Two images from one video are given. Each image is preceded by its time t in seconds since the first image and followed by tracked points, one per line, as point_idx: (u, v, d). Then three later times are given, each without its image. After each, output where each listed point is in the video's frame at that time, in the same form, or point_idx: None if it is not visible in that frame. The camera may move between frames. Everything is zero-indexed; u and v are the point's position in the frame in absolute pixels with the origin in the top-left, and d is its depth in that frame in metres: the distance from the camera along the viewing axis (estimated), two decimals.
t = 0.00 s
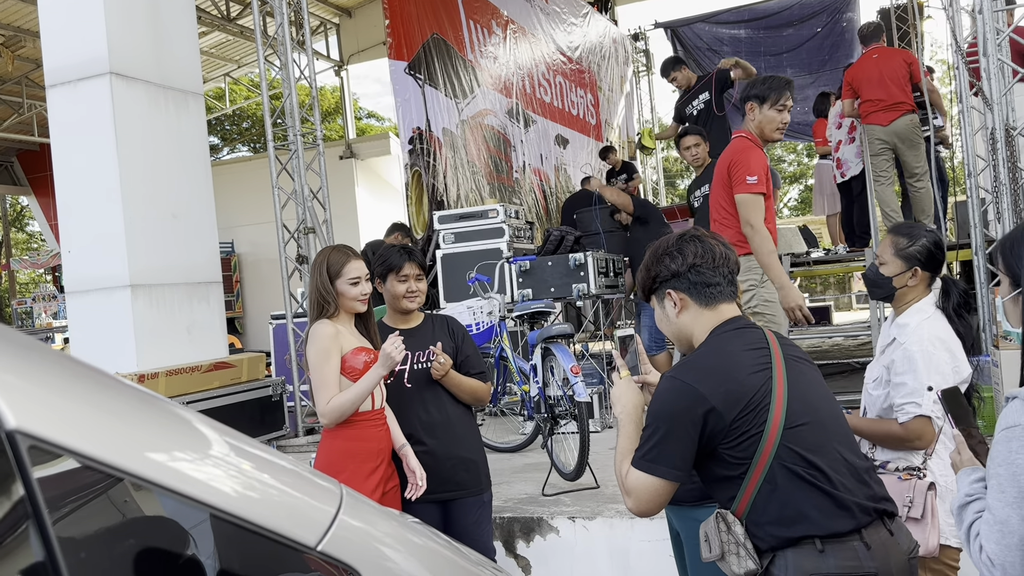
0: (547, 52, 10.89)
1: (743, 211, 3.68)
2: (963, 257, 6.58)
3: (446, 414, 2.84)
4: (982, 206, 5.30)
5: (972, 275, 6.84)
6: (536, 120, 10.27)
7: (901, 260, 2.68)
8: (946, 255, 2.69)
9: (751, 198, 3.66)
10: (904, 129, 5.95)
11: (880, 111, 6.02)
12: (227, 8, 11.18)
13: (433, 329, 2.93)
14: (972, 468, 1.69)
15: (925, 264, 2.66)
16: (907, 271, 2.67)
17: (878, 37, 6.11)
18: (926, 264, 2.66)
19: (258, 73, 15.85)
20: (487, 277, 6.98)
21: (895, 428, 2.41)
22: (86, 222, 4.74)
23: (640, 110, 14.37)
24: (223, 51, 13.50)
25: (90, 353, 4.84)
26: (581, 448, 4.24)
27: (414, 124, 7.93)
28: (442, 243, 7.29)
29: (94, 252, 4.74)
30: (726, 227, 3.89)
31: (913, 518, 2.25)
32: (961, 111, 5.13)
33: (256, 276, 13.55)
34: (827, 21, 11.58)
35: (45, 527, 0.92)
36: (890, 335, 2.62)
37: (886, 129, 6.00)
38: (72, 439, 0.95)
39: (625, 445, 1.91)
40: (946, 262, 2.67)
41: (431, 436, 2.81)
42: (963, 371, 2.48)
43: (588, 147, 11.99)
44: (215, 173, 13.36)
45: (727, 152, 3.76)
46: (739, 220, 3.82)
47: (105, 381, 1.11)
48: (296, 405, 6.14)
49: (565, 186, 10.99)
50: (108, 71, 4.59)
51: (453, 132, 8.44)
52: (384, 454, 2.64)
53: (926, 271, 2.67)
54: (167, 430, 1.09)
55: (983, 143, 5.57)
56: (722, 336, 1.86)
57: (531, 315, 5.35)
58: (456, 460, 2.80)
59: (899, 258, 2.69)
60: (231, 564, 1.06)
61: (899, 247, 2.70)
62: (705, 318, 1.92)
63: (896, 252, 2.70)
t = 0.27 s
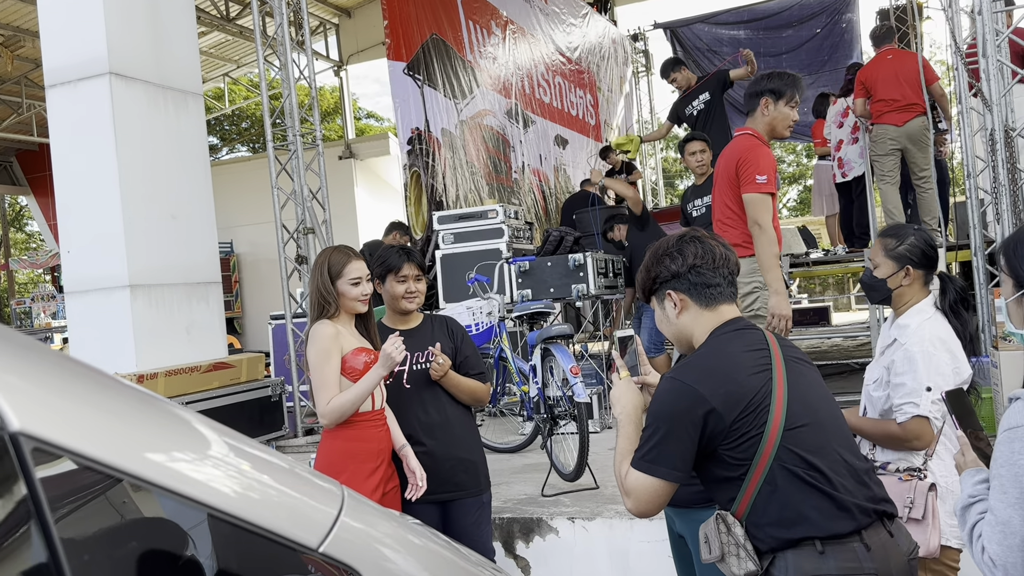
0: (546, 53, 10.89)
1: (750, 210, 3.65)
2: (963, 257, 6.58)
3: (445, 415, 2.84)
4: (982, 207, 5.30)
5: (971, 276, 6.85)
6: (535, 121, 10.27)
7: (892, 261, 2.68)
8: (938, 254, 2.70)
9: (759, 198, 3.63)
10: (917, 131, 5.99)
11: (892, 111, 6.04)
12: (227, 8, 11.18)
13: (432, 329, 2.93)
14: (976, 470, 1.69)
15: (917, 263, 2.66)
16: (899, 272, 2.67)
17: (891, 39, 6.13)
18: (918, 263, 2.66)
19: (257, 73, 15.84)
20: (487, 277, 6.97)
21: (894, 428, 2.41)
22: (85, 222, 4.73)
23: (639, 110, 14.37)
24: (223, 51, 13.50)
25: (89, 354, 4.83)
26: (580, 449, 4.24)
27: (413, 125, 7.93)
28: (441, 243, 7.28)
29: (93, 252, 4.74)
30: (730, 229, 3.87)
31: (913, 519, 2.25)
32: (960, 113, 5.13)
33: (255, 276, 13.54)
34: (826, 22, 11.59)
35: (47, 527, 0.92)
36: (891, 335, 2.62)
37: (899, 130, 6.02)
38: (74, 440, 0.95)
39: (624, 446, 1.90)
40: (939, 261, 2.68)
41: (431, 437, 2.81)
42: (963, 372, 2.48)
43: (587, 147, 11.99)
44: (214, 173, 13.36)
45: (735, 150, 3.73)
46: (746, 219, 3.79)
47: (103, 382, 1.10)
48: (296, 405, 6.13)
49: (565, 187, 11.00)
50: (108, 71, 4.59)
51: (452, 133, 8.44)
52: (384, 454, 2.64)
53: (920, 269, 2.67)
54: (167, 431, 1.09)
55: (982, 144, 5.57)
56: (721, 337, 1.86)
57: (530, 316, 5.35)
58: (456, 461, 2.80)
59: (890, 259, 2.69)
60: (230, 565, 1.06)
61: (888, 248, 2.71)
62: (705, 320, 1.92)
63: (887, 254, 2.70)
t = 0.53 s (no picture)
0: (546, 54, 10.90)
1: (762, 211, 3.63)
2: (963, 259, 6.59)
3: (445, 416, 2.84)
4: (982, 209, 5.31)
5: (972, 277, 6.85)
6: (535, 122, 10.27)
7: (878, 275, 2.69)
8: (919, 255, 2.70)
9: (770, 198, 3.63)
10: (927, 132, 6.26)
11: (905, 113, 6.31)
12: (227, 9, 11.18)
13: (433, 330, 2.92)
14: (980, 472, 1.69)
15: (901, 269, 2.66)
16: (889, 283, 2.68)
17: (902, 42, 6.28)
18: (903, 268, 2.66)
19: (257, 74, 15.84)
20: (487, 279, 6.98)
21: (897, 432, 2.41)
22: (86, 222, 4.73)
23: (640, 111, 14.38)
24: (223, 52, 13.51)
25: (89, 354, 4.83)
26: (581, 450, 4.24)
27: (413, 126, 7.92)
28: (442, 244, 7.28)
29: (94, 253, 4.74)
30: (737, 232, 3.84)
31: (911, 521, 2.26)
32: (961, 115, 5.13)
33: (255, 276, 13.54)
34: (827, 23, 11.59)
35: (51, 528, 0.91)
36: (895, 338, 2.61)
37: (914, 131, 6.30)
38: (77, 443, 0.95)
39: (625, 448, 1.90)
40: (921, 259, 2.68)
41: (431, 438, 2.81)
42: (967, 375, 2.47)
43: (587, 148, 12.00)
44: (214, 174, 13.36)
45: (744, 152, 3.72)
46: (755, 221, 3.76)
47: (104, 384, 1.10)
48: (296, 406, 6.13)
49: (565, 188, 11.00)
50: (109, 72, 4.59)
51: (452, 134, 8.44)
52: (385, 456, 2.63)
53: (909, 273, 2.66)
54: (168, 432, 1.09)
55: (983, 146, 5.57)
56: (722, 339, 1.86)
57: (530, 317, 5.35)
58: (456, 462, 2.80)
59: (874, 274, 2.71)
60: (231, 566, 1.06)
61: (868, 266, 2.73)
62: (706, 322, 1.91)
63: (869, 271, 2.72)
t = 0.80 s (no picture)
0: (547, 56, 10.90)
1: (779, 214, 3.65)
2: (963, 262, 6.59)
3: (446, 418, 2.84)
4: (983, 212, 5.30)
5: (972, 280, 6.85)
6: (535, 124, 10.28)
7: (873, 282, 2.68)
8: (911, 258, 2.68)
9: (787, 201, 3.65)
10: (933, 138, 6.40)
11: (913, 118, 6.42)
12: (228, 10, 11.18)
13: (434, 332, 2.92)
14: (982, 475, 1.69)
15: (895, 275, 2.65)
16: (885, 289, 2.67)
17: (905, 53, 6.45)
18: (899, 272, 2.65)
19: (258, 75, 15.85)
20: (487, 280, 6.98)
21: (898, 435, 2.41)
22: (86, 223, 4.73)
23: (640, 114, 14.39)
24: (224, 53, 13.52)
25: (90, 355, 4.83)
26: (580, 452, 4.24)
27: (414, 128, 7.92)
28: (442, 246, 7.29)
29: (94, 253, 4.74)
30: (745, 235, 3.84)
31: (913, 524, 2.25)
32: (961, 118, 5.13)
33: (256, 278, 13.54)
34: (828, 26, 11.60)
35: (52, 528, 0.91)
36: (894, 341, 2.61)
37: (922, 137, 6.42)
38: (79, 443, 0.95)
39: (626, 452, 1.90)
40: (912, 263, 2.66)
41: (432, 440, 2.80)
42: (966, 378, 2.48)
43: (588, 150, 12.01)
44: (214, 175, 13.37)
45: (758, 155, 3.72)
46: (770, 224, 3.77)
47: (104, 384, 1.10)
48: (295, 407, 6.14)
49: (565, 190, 11.02)
50: (109, 73, 4.59)
51: (452, 136, 8.44)
52: (385, 457, 2.63)
53: (903, 278, 2.65)
54: (168, 433, 1.08)
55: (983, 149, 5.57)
56: (723, 342, 1.86)
57: (530, 319, 5.35)
58: (457, 464, 2.80)
59: (869, 282, 2.69)
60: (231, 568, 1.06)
61: (862, 274, 2.70)
62: (707, 325, 1.91)
63: (864, 279, 2.70)
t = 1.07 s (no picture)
0: (547, 58, 10.91)
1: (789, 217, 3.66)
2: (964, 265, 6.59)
3: (448, 419, 2.84)
4: (984, 214, 5.29)
5: (972, 283, 6.86)
6: (535, 127, 10.28)
7: (874, 286, 2.68)
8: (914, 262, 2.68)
9: (796, 203, 3.66)
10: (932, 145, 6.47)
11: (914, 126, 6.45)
12: (229, 12, 11.19)
13: (435, 333, 2.92)
14: (984, 478, 1.69)
15: (899, 279, 2.65)
16: (886, 292, 2.67)
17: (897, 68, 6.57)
18: (900, 275, 2.65)
19: (259, 77, 15.86)
20: (487, 282, 6.99)
21: (901, 439, 2.40)
22: (88, 225, 4.74)
23: (641, 116, 14.40)
24: (225, 54, 13.54)
25: (90, 356, 4.83)
26: (580, 455, 4.24)
27: (415, 130, 7.91)
28: (442, 248, 7.29)
29: (95, 254, 4.74)
30: (753, 238, 3.83)
31: (914, 527, 2.25)
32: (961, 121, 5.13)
33: (256, 279, 13.55)
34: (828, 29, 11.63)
35: (55, 525, 0.91)
36: (894, 344, 2.62)
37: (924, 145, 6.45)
38: (80, 442, 0.94)
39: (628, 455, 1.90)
40: (914, 267, 2.67)
41: (433, 442, 2.80)
42: (967, 380, 2.48)
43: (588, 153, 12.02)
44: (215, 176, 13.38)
45: (766, 158, 3.73)
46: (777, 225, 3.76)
47: (106, 384, 1.10)
48: (295, 409, 6.13)
49: (565, 192, 11.03)
50: (111, 74, 4.59)
51: (452, 138, 8.44)
52: (385, 459, 2.63)
53: (905, 283, 2.66)
54: (170, 433, 1.09)
55: (984, 152, 5.56)
56: (725, 345, 1.86)
57: (531, 321, 5.34)
58: (457, 466, 2.80)
59: (870, 286, 2.69)
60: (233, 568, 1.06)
61: (863, 278, 2.70)
62: (710, 327, 1.91)
63: (865, 283, 2.70)
